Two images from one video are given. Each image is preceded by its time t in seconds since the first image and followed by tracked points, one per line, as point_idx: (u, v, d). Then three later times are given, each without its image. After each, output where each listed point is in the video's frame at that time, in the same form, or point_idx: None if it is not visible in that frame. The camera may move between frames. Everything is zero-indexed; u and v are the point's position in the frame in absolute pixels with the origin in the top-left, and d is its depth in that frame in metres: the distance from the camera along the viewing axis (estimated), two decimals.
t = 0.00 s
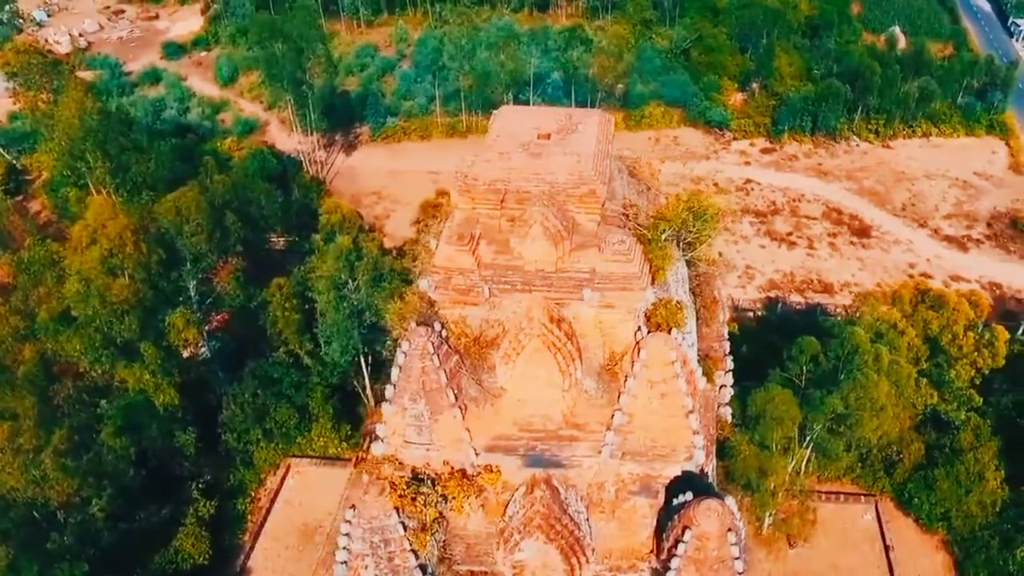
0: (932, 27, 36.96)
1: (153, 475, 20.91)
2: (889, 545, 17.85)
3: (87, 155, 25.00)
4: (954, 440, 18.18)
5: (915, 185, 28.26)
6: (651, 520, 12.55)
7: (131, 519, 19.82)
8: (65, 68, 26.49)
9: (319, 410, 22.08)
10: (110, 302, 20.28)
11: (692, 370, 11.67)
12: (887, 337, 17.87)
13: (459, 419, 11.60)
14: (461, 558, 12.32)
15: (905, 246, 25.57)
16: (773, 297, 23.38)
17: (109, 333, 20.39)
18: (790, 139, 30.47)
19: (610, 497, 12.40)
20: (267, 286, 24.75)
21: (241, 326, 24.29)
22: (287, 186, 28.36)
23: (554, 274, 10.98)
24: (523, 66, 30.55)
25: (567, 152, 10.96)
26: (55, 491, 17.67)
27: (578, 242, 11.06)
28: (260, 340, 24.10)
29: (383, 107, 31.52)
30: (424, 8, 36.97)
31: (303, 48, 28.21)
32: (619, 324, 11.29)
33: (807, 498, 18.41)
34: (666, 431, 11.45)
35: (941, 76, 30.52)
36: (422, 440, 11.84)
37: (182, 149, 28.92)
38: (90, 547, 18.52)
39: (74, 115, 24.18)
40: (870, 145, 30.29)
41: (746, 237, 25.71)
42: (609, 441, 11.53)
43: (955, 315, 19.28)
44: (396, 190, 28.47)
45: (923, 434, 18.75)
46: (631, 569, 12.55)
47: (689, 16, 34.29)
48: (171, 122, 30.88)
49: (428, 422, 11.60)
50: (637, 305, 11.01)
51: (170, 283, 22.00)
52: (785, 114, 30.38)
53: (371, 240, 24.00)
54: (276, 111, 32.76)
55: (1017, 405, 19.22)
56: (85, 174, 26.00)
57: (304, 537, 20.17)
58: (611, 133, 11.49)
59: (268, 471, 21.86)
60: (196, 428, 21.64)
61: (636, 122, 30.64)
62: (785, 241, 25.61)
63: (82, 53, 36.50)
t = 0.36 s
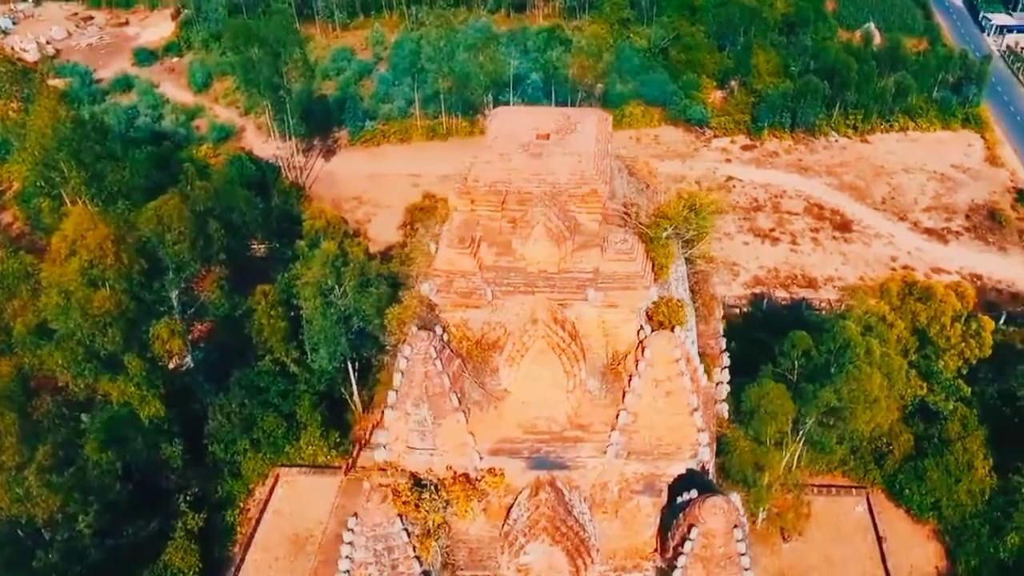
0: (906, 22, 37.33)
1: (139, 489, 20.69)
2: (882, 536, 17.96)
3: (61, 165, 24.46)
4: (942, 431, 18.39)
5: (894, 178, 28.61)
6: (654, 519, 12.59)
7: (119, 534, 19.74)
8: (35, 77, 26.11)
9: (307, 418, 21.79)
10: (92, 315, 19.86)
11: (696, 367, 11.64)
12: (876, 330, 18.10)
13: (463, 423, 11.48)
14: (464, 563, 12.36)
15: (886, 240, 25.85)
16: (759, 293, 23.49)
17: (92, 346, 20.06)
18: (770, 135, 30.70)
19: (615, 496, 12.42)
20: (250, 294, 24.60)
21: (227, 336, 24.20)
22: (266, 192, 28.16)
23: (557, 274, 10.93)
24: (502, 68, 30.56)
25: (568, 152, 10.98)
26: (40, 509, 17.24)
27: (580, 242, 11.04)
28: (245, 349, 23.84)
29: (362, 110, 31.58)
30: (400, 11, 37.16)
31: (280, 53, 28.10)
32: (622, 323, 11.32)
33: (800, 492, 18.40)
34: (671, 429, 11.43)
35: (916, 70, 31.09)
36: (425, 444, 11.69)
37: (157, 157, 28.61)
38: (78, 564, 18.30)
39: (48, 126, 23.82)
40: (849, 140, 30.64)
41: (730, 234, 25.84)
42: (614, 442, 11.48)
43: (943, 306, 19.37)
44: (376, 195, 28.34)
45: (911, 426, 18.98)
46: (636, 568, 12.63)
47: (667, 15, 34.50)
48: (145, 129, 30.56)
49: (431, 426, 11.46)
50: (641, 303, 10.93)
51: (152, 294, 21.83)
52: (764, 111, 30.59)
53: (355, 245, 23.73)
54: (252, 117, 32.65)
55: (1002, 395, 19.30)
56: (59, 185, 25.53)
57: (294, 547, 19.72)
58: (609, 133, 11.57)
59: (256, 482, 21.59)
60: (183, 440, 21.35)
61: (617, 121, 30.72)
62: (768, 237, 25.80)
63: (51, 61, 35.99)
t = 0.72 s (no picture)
0: (880, 18, 37.65)
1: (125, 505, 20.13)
2: (874, 528, 18.12)
3: (35, 176, 23.96)
4: (928, 421, 18.63)
5: (874, 173, 28.92)
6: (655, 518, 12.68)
7: (105, 551, 18.91)
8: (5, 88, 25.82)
9: (295, 426, 21.60)
10: (73, 329, 19.49)
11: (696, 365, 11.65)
12: (864, 323, 18.33)
13: (465, 427, 11.42)
14: (465, 568, 12.31)
15: (867, 234, 26.12)
16: (744, 290, 23.62)
17: (73, 360, 19.75)
18: (750, 133, 30.91)
19: (616, 496, 12.50)
20: (233, 300, 24.29)
21: (213, 344, 24.08)
22: (245, 199, 27.81)
23: (558, 275, 10.88)
24: (482, 70, 30.52)
25: (566, 152, 10.90)
26: (26, 527, 17.01)
27: (581, 242, 10.98)
28: (229, 358, 23.68)
29: (339, 114, 31.47)
30: (376, 14, 37.13)
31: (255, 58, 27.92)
32: (623, 323, 11.30)
33: (793, 487, 18.49)
34: (673, 428, 11.40)
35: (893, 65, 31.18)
36: (427, 450, 11.64)
37: (132, 165, 28.22)
38: None
39: (20, 135, 23.32)
40: (828, 136, 30.94)
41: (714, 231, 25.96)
42: (617, 442, 11.41)
43: (929, 299, 19.74)
44: (357, 200, 28.30)
45: (899, 418, 19.17)
46: (638, 567, 12.66)
47: (644, 14, 34.63)
48: (119, 137, 30.18)
49: (433, 431, 11.40)
50: (642, 302, 10.94)
51: (133, 304, 21.49)
52: (744, 108, 30.76)
53: (341, 250, 23.49)
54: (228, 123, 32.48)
55: (986, 384, 19.51)
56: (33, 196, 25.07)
57: (284, 558, 19.50)
58: (606, 132, 11.49)
59: (245, 492, 21.27)
60: (169, 452, 20.94)
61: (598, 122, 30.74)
62: (751, 234, 25.97)
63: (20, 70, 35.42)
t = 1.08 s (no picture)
0: (852, 14, 38.04)
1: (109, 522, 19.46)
2: (863, 518, 18.27)
3: (4, 188, 23.44)
4: (913, 411, 18.84)
5: (851, 168, 29.24)
6: (656, 517, 12.77)
7: (90, 568, 18.11)
8: None
9: (280, 436, 21.27)
10: (50, 344, 19.14)
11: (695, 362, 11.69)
12: (849, 316, 18.53)
13: (466, 431, 11.28)
14: (467, 571, 12.38)
15: (846, 228, 26.39)
16: (726, 286, 23.74)
17: (52, 376, 19.49)
18: (728, 130, 31.11)
19: (617, 496, 12.51)
20: (213, 311, 23.71)
21: (192, 354, 23.71)
22: (221, 208, 27.48)
23: (557, 276, 10.83)
24: (458, 72, 30.43)
25: (563, 152, 10.79)
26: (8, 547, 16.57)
27: (580, 242, 10.92)
28: (212, 371, 23.21)
29: (315, 120, 31.29)
30: (348, 18, 36.94)
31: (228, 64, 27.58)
32: (623, 323, 11.30)
33: (784, 481, 18.55)
34: (675, 425, 11.36)
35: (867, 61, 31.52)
36: (427, 456, 11.50)
37: (104, 175, 27.74)
38: None
39: None
40: (805, 132, 31.24)
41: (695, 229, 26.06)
42: (619, 441, 11.33)
43: (913, 291, 19.90)
44: (335, 205, 28.26)
45: (884, 409, 19.36)
46: (640, 567, 12.75)
47: (618, 14, 34.82)
48: (88, 147, 29.68)
49: (434, 437, 11.24)
50: (641, 301, 10.96)
51: (111, 316, 21.01)
52: (721, 106, 30.95)
53: (324, 256, 23.23)
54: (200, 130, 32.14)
55: (969, 373, 19.83)
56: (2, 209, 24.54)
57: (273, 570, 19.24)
58: (601, 131, 11.41)
59: (229, 504, 20.93)
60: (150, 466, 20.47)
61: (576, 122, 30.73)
62: (732, 231, 26.12)
63: None
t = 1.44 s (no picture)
0: (826, 11, 38.36)
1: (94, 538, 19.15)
2: (853, 510, 18.45)
3: None
4: (898, 403, 19.06)
5: (829, 163, 29.52)
6: (656, 515, 12.76)
7: None
8: None
9: (265, 445, 21.01)
10: (28, 362, 18.60)
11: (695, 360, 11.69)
12: (836, 309, 18.98)
13: (468, 435, 11.19)
14: None
15: (826, 223, 26.64)
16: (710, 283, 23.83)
17: (32, 393, 18.84)
18: (706, 128, 31.31)
19: (617, 496, 12.49)
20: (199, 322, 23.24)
21: (171, 365, 23.06)
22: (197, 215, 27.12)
23: (557, 276, 10.79)
24: (435, 74, 30.28)
25: (560, 152, 10.77)
26: None
27: (578, 241, 10.80)
28: (195, 384, 22.65)
29: (290, 124, 30.94)
30: (322, 21, 36.81)
31: (200, 71, 27.24)
32: (622, 322, 11.30)
33: (775, 475, 18.66)
34: (676, 423, 11.35)
35: (842, 57, 31.67)
36: (428, 461, 11.38)
37: (76, 184, 27.23)
38: None
39: None
40: (782, 129, 31.51)
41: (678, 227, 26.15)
42: (621, 441, 11.38)
43: (898, 284, 20.02)
44: (313, 211, 28.02)
45: (871, 402, 19.60)
46: (641, 565, 12.77)
47: (594, 14, 35.03)
48: (58, 156, 29.18)
49: (434, 441, 11.15)
50: (641, 299, 10.94)
51: (89, 329, 20.83)
52: (699, 105, 31.12)
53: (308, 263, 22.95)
54: (172, 137, 31.76)
55: (952, 363, 19.87)
56: None
57: None
58: (596, 130, 11.41)
59: (215, 516, 20.68)
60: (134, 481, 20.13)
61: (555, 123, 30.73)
62: (713, 228, 26.28)
63: None
